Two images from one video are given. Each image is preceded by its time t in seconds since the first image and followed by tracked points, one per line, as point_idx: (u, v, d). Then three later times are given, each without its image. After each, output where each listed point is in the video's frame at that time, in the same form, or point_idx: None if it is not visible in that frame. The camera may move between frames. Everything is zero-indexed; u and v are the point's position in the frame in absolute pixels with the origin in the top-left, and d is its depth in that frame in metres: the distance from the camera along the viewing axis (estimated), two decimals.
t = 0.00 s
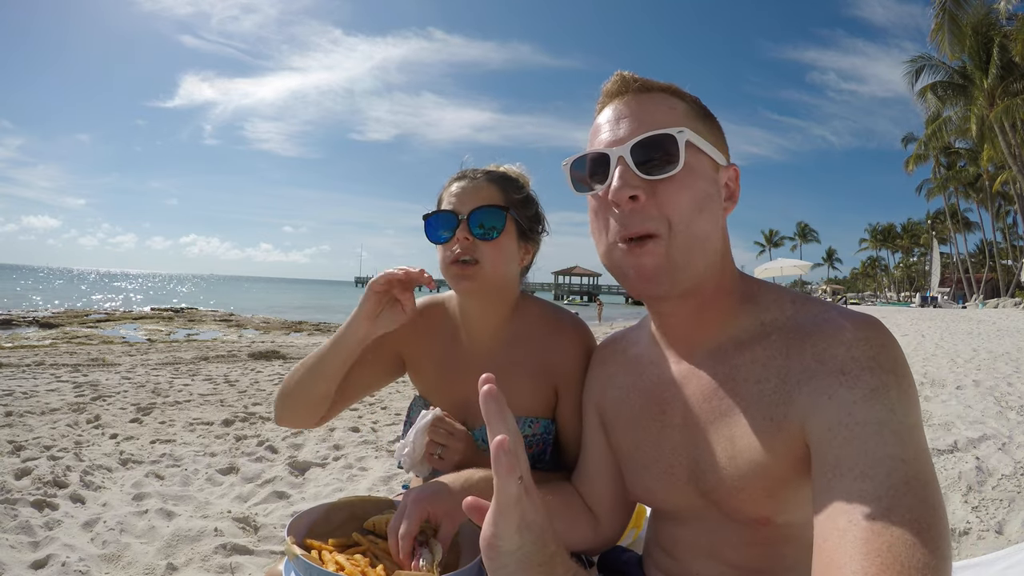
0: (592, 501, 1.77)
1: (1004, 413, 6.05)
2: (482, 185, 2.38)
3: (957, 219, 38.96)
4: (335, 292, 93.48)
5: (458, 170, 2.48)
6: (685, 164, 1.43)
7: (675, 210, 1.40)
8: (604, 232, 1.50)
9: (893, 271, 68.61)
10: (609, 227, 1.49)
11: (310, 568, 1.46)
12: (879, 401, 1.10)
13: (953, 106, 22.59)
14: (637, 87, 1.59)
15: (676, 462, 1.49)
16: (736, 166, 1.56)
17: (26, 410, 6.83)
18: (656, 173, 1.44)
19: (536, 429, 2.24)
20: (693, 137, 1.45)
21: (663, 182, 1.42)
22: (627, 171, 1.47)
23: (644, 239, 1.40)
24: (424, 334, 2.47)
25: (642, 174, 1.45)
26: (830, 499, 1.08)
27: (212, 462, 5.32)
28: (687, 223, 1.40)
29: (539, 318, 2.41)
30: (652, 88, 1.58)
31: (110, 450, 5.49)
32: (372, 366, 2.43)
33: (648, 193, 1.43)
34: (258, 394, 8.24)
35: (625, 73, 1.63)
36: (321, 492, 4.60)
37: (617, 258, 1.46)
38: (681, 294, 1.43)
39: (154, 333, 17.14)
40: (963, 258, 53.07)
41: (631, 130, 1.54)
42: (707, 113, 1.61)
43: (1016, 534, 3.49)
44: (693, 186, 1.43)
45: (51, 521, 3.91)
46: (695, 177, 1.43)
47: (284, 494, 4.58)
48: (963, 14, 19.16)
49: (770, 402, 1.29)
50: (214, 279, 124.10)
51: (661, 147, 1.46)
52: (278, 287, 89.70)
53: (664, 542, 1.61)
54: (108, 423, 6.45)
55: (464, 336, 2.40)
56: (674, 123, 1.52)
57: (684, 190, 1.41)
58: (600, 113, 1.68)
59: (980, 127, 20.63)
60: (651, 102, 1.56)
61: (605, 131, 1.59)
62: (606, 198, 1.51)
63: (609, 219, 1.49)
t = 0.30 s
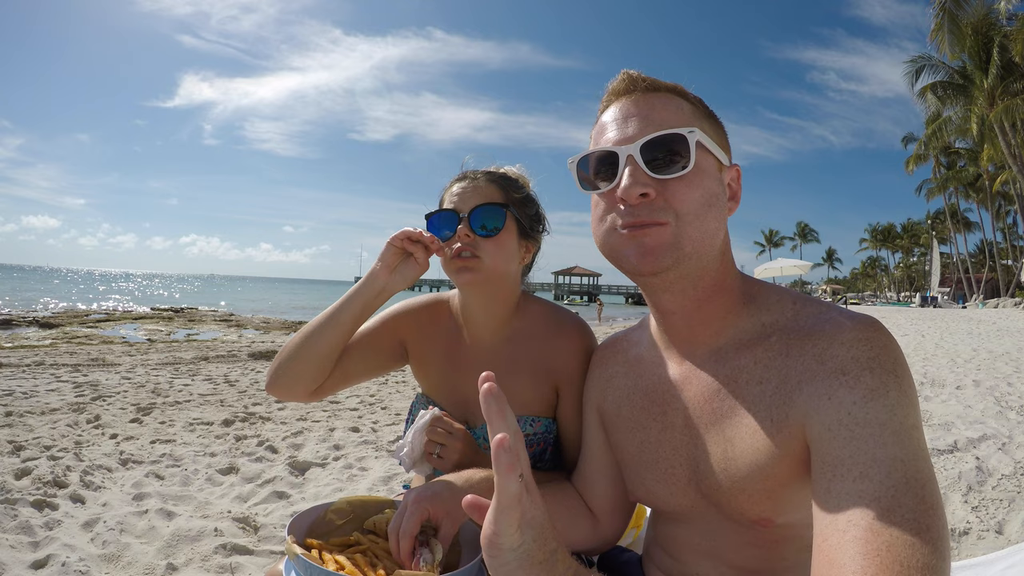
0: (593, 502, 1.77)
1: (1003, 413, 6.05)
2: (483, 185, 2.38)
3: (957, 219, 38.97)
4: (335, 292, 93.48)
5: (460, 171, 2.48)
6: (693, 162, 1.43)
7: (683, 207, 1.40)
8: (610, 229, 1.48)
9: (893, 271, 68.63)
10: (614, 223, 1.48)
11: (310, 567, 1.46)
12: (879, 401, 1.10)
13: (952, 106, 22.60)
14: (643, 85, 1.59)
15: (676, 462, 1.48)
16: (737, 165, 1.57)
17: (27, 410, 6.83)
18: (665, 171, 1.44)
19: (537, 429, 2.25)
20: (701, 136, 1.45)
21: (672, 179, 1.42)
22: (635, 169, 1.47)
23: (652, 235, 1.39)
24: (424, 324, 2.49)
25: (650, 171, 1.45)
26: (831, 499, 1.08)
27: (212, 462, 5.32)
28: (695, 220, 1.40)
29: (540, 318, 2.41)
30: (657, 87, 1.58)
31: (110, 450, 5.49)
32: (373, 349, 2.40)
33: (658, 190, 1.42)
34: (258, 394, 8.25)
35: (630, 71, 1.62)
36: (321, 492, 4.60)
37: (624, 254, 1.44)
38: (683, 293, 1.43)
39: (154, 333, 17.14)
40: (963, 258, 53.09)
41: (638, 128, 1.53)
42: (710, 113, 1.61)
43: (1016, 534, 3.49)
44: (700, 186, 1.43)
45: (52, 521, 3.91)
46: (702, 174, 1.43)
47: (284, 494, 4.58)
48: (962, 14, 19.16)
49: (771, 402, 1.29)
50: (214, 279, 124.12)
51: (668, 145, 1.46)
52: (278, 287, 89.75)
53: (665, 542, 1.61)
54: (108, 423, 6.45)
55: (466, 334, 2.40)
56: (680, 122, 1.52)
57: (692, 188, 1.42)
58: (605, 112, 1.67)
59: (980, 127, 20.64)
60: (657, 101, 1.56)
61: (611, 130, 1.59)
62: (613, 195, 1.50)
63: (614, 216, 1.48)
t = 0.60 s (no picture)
0: (593, 504, 1.77)
1: (1004, 413, 6.05)
2: (485, 185, 2.38)
3: (958, 219, 38.96)
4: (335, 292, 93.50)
5: (463, 171, 2.48)
6: (699, 162, 1.43)
7: (690, 207, 1.40)
8: (615, 228, 1.48)
9: (893, 271, 68.62)
10: (621, 222, 1.47)
11: (310, 568, 1.46)
12: (882, 404, 1.10)
13: (952, 106, 22.60)
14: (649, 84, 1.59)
15: (676, 465, 1.49)
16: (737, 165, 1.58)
17: (27, 410, 6.83)
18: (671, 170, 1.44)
19: (537, 429, 2.24)
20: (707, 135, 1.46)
21: (678, 177, 1.42)
22: (642, 167, 1.46)
23: (660, 239, 1.39)
24: (423, 324, 2.49)
25: (657, 170, 1.45)
26: (831, 500, 1.08)
27: (212, 462, 5.32)
28: (701, 219, 1.40)
29: (540, 319, 2.40)
30: (661, 85, 1.58)
31: (110, 450, 5.49)
32: (372, 347, 2.40)
33: (665, 189, 1.42)
34: (258, 394, 8.25)
35: (634, 69, 1.61)
36: (321, 492, 4.60)
37: (631, 255, 1.44)
38: (687, 295, 1.43)
39: (154, 333, 17.15)
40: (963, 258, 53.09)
41: (642, 126, 1.53)
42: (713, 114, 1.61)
43: (1016, 534, 3.48)
44: (706, 186, 1.43)
45: (52, 521, 3.91)
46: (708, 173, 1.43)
47: (284, 494, 4.58)
48: (962, 14, 19.15)
49: (773, 405, 1.29)
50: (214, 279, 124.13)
51: (675, 142, 1.46)
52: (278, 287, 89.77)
53: (664, 543, 1.62)
54: (108, 423, 6.45)
55: (466, 335, 2.40)
56: (686, 120, 1.53)
57: (699, 187, 1.42)
58: (607, 110, 1.67)
59: (980, 127, 20.63)
60: (662, 99, 1.56)
61: (615, 128, 1.58)
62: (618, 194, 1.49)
63: (620, 216, 1.48)
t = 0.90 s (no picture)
0: (593, 505, 1.77)
1: (1003, 413, 6.05)
2: (487, 183, 2.38)
3: (958, 219, 38.97)
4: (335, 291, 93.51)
5: (466, 169, 2.48)
6: (709, 161, 1.44)
7: (700, 207, 1.39)
8: (620, 228, 1.46)
9: (893, 271, 68.62)
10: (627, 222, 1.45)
11: (310, 568, 1.45)
12: (886, 406, 1.10)
13: (953, 106, 22.60)
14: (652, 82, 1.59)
15: (677, 466, 1.49)
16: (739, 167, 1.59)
17: (27, 410, 6.83)
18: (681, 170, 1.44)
19: (537, 431, 2.23)
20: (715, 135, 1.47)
21: (688, 177, 1.41)
22: (651, 165, 1.45)
23: (670, 238, 1.38)
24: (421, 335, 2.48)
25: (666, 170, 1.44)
26: (835, 502, 1.08)
27: (212, 462, 5.32)
28: (710, 221, 1.40)
29: (541, 320, 2.40)
30: (665, 84, 1.58)
31: (110, 450, 5.49)
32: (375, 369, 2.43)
33: (676, 189, 1.41)
34: (258, 394, 8.25)
35: (639, 67, 1.61)
36: (321, 492, 4.60)
37: (637, 255, 1.42)
38: (688, 297, 1.43)
39: (154, 333, 17.16)
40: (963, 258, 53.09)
41: (649, 125, 1.52)
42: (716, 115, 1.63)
43: (1016, 534, 3.48)
44: (715, 187, 1.43)
45: (52, 521, 3.91)
46: (716, 172, 1.44)
47: (284, 494, 4.58)
48: (962, 14, 19.15)
49: (775, 407, 1.29)
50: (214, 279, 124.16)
51: (684, 141, 1.46)
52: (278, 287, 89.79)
53: (665, 543, 1.62)
54: (108, 423, 6.45)
55: (467, 336, 2.40)
56: (693, 119, 1.53)
57: (708, 186, 1.42)
58: (610, 108, 1.66)
59: (980, 127, 20.64)
60: (667, 97, 1.57)
61: (620, 125, 1.58)
62: (624, 192, 1.47)
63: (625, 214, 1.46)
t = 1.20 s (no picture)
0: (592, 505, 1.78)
1: (1003, 413, 6.05)
2: (486, 182, 2.38)
3: (958, 219, 38.96)
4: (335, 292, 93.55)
5: (464, 167, 2.47)
6: (720, 164, 1.44)
7: (710, 214, 1.40)
8: (630, 234, 1.45)
9: (893, 271, 68.62)
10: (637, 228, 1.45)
11: (308, 569, 1.44)
12: (891, 407, 1.10)
13: (953, 106, 22.60)
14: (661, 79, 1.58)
15: (679, 467, 1.49)
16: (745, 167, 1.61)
17: (27, 410, 6.83)
18: (692, 172, 1.43)
19: (533, 431, 2.25)
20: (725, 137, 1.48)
21: (700, 184, 1.41)
22: (661, 167, 1.45)
23: (680, 245, 1.38)
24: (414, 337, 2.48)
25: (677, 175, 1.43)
26: (839, 503, 1.08)
27: (212, 462, 5.32)
28: (718, 227, 1.41)
29: (540, 320, 2.40)
30: (674, 82, 1.57)
31: (110, 450, 5.49)
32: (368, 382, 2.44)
33: (687, 196, 1.41)
34: (258, 394, 8.25)
35: (647, 65, 1.60)
36: (321, 492, 4.60)
37: (646, 258, 1.42)
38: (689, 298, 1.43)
39: (154, 333, 17.16)
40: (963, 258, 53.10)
41: (658, 127, 1.51)
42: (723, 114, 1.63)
43: (1016, 534, 3.49)
44: (726, 191, 1.44)
45: (52, 521, 3.91)
46: (727, 175, 1.44)
47: (284, 494, 4.57)
48: (962, 14, 19.15)
49: (778, 407, 1.29)
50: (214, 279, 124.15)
51: (693, 143, 1.46)
52: (278, 287, 89.82)
53: (664, 544, 1.62)
54: (108, 423, 6.45)
55: (467, 336, 2.39)
56: (701, 120, 1.53)
57: (719, 192, 1.42)
58: (616, 105, 1.64)
59: (980, 127, 20.64)
60: (675, 96, 1.56)
61: (626, 124, 1.57)
62: (634, 197, 1.47)
63: (633, 217, 1.46)
